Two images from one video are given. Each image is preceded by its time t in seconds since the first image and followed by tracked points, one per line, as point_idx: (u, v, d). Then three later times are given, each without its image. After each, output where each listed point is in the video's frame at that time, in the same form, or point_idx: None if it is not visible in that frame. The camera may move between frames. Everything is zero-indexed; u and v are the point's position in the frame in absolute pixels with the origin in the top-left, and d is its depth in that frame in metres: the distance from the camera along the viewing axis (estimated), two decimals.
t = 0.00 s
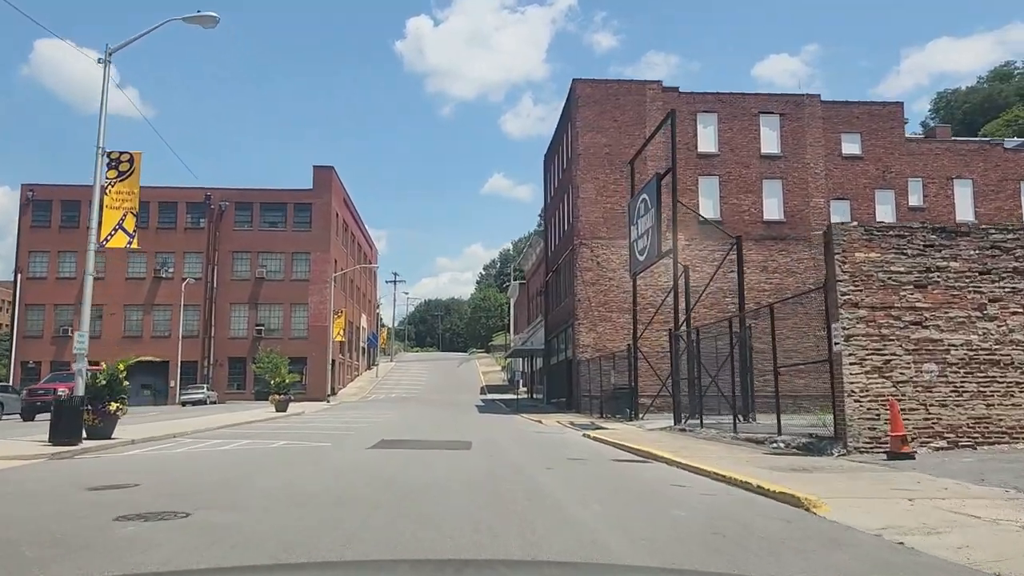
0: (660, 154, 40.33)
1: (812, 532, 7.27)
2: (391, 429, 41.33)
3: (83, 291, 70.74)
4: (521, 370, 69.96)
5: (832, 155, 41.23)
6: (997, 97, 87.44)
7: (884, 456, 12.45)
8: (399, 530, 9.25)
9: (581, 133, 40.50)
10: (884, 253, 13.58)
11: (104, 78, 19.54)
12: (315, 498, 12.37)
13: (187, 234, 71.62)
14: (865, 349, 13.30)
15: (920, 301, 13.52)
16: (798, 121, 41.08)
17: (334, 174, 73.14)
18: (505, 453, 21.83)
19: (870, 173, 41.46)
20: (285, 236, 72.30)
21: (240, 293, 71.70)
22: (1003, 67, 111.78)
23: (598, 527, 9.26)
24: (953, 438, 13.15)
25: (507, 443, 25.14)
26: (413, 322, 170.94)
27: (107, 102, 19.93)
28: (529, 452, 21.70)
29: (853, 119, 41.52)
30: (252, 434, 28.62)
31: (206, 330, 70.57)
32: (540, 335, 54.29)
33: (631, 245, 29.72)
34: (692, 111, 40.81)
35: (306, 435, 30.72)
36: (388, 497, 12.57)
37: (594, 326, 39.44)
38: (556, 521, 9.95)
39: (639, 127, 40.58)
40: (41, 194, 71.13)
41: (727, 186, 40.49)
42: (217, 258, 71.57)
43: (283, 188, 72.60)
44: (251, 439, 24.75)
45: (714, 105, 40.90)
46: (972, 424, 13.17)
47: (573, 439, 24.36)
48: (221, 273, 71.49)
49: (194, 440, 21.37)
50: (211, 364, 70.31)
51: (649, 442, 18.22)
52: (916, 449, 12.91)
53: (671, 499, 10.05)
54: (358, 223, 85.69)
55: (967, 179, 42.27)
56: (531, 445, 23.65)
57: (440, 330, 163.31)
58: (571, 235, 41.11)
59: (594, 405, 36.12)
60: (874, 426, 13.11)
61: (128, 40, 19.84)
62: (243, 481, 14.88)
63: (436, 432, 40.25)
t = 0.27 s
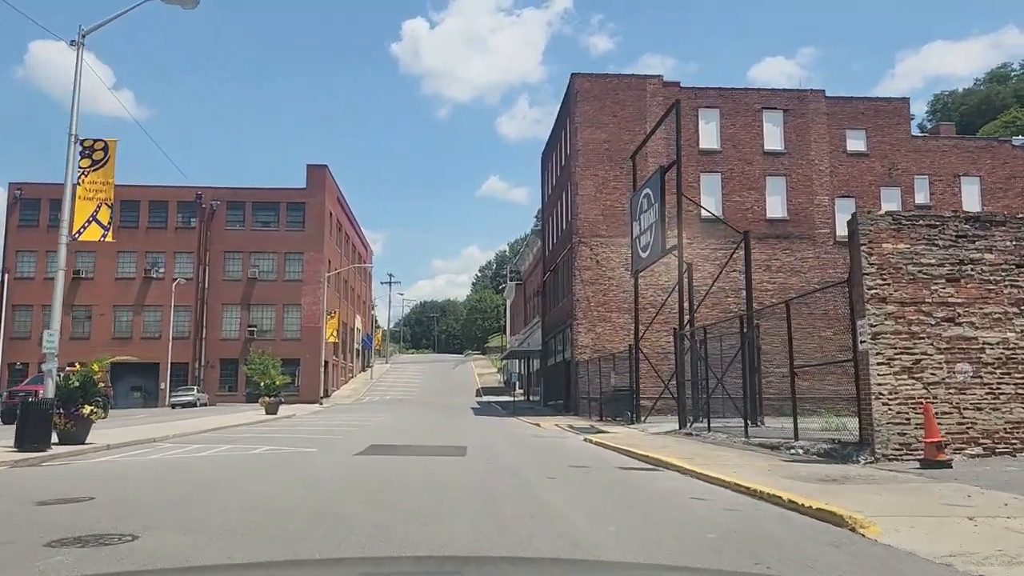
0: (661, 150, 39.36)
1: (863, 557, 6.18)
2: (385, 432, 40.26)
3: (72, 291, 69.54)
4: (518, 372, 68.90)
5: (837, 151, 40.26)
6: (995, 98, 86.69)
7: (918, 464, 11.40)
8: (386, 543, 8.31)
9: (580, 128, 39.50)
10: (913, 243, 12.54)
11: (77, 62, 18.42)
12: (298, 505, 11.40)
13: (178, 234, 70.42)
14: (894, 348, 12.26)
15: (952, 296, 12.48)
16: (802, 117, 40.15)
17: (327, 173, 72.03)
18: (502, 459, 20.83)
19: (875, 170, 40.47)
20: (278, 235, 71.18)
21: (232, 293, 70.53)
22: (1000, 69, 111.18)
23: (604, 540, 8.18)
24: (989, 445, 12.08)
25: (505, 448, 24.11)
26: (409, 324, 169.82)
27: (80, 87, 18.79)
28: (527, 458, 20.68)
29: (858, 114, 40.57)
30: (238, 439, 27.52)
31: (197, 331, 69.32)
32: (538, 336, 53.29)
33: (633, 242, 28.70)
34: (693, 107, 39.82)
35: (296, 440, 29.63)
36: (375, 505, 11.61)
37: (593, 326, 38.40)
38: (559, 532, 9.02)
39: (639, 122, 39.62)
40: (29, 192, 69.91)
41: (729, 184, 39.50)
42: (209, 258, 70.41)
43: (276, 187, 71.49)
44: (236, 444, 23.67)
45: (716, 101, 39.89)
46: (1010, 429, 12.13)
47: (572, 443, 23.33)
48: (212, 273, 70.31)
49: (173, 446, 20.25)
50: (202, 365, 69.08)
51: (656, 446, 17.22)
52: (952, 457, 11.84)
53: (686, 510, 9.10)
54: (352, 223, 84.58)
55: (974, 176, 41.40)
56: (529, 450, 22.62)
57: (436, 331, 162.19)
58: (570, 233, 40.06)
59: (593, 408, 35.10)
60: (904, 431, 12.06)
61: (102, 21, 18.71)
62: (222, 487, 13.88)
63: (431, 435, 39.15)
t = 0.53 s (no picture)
0: (663, 147, 38.30)
1: None
2: (379, 436, 39.15)
3: (61, 292, 68.34)
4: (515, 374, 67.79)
5: (842, 148, 39.25)
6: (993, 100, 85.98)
7: (959, 474, 10.36)
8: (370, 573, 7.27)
9: (580, 124, 38.47)
10: (948, 233, 11.53)
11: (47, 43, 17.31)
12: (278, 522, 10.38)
13: (169, 234, 69.25)
14: (929, 346, 11.23)
15: (992, 290, 11.46)
16: (806, 113, 39.17)
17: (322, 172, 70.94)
18: (500, 466, 19.81)
19: (881, 167, 39.48)
20: (271, 235, 70.06)
21: (224, 294, 69.35)
22: (998, 71, 110.54)
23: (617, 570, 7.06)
24: None
25: (502, 454, 23.07)
26: (405, 326, 168.69)
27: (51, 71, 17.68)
28: (526, 466, 19.63)
29: (864, 110, 39.60)
30: (224, 445, 26.42)
31: (188, 332, 68.14)
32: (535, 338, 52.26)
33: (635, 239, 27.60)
34: (695, 102, 38.82)
35: (285, 446, 28.51)
36: (362, 522, 10.61)
37: (593, 327, 37.43)
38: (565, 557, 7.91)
39: (640, 118, 38.58)
40: (17, 191, 68.73)
41: (732, 181, 38.46)
42: (201, 258, 69.22)
43: (269, 186, 70.37)
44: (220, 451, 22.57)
45: (719, 96, 38.88)
46: None
47: (573, 449, 22.26)
48: (204, 274, 69.15)
49: (151, 452, 19.15)
50: (194, 367, 67.89)
51: (663, 452, 16.20)
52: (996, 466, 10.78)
53: (709, 529, 8.10)
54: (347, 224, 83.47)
55: (982, 174, 40.46)
56: (527, 457, 21.56)
57: (432, 334, 161.13)
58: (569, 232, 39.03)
59: (593, 411, 34.08)
60: (942, 437, 11.01)
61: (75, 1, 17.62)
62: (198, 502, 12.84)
63: (426, 439, 38.05)
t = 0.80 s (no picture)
0: (665, 143, 37.25)
1: None
2: (373, 439, 38.08)
3: (51, 292, 67.14)
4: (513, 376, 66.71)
5: (850, 144, 38.24)
6: (993, 102, 85.14)
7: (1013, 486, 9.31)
8: None
9: (580, 119, 37.43)
10: (992, 220, 10.52)
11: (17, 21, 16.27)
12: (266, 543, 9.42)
13: (160, 233, 68.07)
14: (973, 344, 10.19)
15: None
16: (813, 108, 38.18)
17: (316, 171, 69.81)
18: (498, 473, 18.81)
19: (889, 164, 38.47)
20: (265, 235, 68.94)
21: (216, 294, 68.17)
22: (997, 73, 109.81)
23: None
24: None
25: (501, 459, 22.03)
26: (401, 327, 167.46)
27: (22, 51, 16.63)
28: (527, 474, 18.60)
29: (871, 105, 38.61)
30: (209, 450, 25.34)
31: (180, 333, 67.00)
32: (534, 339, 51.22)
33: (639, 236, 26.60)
34: (698, 96, 37.81)
35: (273, 450, 27.40)
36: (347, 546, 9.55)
37: (593, 327, 36.35)
38: None
39: (642, 113, 37.56)
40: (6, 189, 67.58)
41: (737, 177, 37.40)
42: (193, 258, 68.05)
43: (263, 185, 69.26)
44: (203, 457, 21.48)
45: (723, 90, 37.86)
46: None
47: (574, 455, 21.21)
48: (197, 274, 68.02)
49: (128, 459, 18.06)
50: (185, 369, 66.71)
51: (673, 459, 15.13)
52: None
53: (747, 555, 7.06)
54: (342, 223, 82.37)
55: (992, 171, 39.46)
56: (525, 464, 20.50)
57: (428, 335, 159.99)
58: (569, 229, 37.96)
59: (593, 415, 33.04)
60: (989, 445, 9.96)
61: None
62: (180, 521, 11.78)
63: (421, 443, 36.97)
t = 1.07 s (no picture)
0: (669, 137, 36.22)
1: None
2: (368, 441, 37.03)
3: (41, 291, 66.00)
4: (511, 376, 65.60)
5: (858, 139, 37.22)
6: (995, 101, 84.20)
7: None
8: None
9: (580, 112, 36.40)
10: None
11: None
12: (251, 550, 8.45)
13: (153, 231, 66.96)
14: None
15: None
16: (820, 102, 37.16)
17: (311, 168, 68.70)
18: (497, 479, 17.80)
19: (898, 159, 37.45)
20: (259, 233, 67.82)
21: (209, 294, 67.02)
22: (997, 73, 108.93)
23: None
24: None
25: (499, 465, 21.02)
26: (398, 328, 166.31)
27: None
28: (527, 480, 17.60)
29: (879, 99, 37.60)
30: (194, 454, 24.29)
31: (172, 332, 65.88)
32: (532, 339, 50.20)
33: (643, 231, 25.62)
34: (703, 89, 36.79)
35: (263, 454, 26.38)
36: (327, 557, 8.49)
37: (594, 326, 35.30)
38: None
39: (644, 106, 36.53)
40: None
41: (742, 172, 36.35)
42: (186, 257, 66.95)
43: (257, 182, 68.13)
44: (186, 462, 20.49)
45: (727, 83, 36.84)
46: None
47: (577, 460, 20.18)
48: (189, 272, 66.91)
49: (104, 464, 17.01)
50: (178, 369, 65.58)
51: (684, 464, 14.15)
52: None
53: None
54: (338, 221, 81.25)
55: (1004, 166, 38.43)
56: (526, 469, 19.49)
57: (426, 336, 158.87)
58: (569, 225, 36.91)
59: (595, 416, 32.01)
60: None
61: None
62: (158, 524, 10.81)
63: (416, 445, 35.94)
